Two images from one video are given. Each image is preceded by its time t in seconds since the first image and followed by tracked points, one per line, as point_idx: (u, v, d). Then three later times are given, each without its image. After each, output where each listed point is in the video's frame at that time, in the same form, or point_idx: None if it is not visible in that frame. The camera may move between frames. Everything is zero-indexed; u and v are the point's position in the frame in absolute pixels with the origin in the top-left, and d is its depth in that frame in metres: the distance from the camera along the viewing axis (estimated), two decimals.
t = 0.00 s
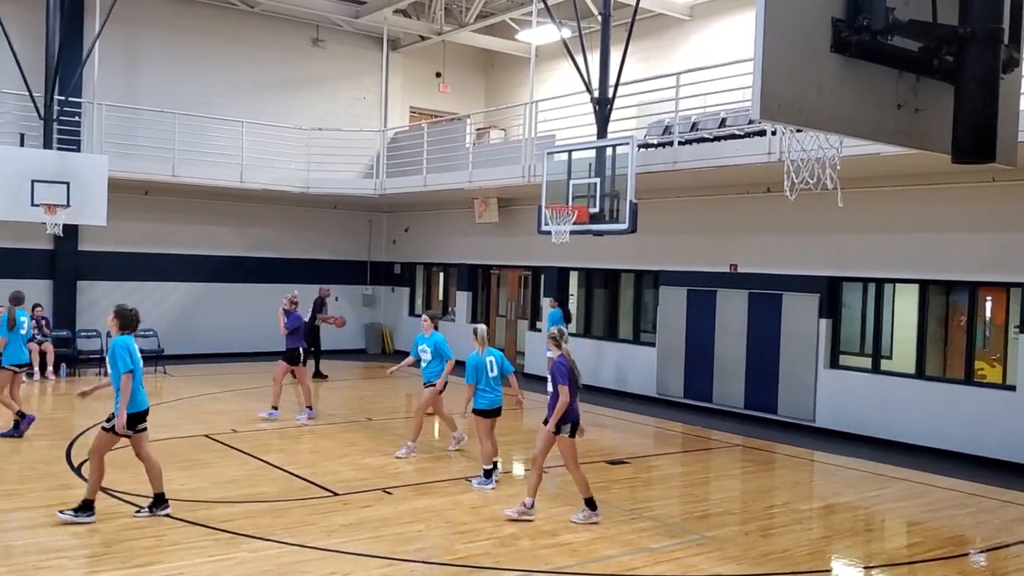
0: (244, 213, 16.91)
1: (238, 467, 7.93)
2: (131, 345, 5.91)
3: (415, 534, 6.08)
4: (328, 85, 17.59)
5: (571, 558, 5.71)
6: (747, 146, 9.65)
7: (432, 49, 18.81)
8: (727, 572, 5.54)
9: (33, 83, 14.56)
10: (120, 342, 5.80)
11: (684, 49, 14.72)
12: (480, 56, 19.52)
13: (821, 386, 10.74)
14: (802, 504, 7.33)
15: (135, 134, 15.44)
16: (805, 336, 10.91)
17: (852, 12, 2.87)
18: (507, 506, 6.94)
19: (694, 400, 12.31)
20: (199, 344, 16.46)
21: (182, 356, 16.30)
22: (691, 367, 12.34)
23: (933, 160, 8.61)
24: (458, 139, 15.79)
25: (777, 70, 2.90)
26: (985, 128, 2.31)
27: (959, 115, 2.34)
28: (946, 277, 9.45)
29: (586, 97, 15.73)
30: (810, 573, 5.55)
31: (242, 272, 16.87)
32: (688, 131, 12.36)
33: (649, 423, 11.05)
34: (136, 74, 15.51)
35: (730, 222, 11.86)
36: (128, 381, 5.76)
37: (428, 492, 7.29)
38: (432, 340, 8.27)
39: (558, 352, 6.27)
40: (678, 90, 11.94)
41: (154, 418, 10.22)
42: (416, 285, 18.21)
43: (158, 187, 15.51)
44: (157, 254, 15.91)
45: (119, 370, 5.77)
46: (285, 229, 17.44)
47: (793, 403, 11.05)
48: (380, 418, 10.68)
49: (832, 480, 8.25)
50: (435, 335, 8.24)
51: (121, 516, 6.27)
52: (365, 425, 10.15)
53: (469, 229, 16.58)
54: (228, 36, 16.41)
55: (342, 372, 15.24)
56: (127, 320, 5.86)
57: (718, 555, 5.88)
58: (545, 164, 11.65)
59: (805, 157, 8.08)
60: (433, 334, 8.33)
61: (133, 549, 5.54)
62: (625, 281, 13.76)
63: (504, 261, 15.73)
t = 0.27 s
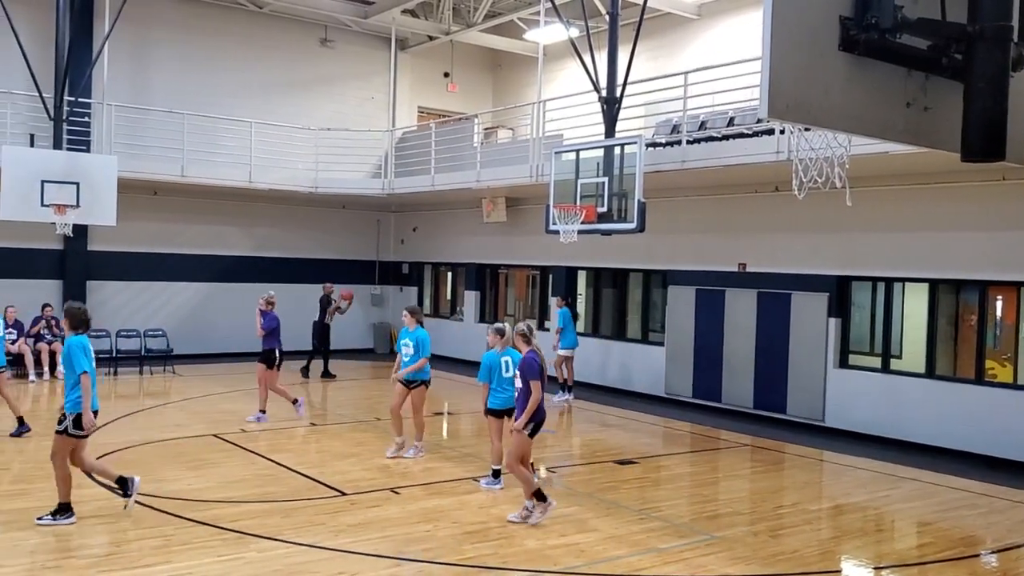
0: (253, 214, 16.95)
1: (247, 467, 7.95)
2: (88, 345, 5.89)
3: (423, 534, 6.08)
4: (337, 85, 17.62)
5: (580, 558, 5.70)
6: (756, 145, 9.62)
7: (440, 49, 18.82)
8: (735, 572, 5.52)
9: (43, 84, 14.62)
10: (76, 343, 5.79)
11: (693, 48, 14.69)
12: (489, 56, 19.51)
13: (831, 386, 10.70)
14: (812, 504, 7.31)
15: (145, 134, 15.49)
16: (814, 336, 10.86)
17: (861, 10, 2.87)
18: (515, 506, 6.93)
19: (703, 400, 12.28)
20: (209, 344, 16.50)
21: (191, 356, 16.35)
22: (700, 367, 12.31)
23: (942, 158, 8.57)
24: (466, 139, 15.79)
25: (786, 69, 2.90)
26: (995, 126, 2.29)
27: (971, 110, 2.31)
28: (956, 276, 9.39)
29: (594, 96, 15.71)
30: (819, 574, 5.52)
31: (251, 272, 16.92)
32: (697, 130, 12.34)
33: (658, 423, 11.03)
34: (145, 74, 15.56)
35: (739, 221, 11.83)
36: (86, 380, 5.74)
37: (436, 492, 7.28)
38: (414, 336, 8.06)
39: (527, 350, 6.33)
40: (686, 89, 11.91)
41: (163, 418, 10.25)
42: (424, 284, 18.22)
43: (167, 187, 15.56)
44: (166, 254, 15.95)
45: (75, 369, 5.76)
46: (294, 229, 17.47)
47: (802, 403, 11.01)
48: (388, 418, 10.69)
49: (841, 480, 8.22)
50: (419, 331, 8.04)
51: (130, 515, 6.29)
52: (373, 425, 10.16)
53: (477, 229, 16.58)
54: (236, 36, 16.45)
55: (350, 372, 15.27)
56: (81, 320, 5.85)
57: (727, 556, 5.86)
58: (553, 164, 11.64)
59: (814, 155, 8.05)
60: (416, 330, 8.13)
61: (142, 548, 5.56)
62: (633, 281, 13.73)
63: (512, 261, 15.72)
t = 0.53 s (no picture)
0: (259, 213, 16.97)
1: (253, 465, 7.96)
2: (47, 344, 5.72)
3: (429, 533, 6.08)
4: (344, 83, 17.64)
5: (586, 557, 5.69)
6: (763, 143, 9.59)
7: (447, 48, 18.83)
8: (742, 572, 5.51)
9: (50, 84, 14.65)
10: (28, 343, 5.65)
11: (699, 46, 14.66)
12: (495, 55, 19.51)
13: (838, 385, 10.67)
14: (819, 503, 7.28)
15: (152, 133, 15.52)
16: (821, 335, 10.83)
17: (868, 6, 2.84)
18: (521, 505, 6.92)
19: (710, 399, 12.26)
20: (216, 343, 16.53)
21: (198, 355, 16.38)
22: (707, 366, 12.29)
23: (949, 156, 8.53)
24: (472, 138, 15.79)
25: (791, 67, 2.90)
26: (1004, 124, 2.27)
27: (977, 110, 2.30)
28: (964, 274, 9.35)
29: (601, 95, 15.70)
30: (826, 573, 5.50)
31: (257, 271, 16.95)
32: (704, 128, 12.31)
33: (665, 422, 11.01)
34: (152, 74, 15.59)
35: (746, 220, 11.80)
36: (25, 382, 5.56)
37: (442, 491, 7.28)
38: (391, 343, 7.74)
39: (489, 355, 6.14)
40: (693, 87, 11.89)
41: (169, 417, 10.27)
42: (430, 283, 18.22)
43: (174, 186, 15.59)
44: (173, 253, 15.99)
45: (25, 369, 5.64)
46: (301, 228, 17.49)
47: (809, 402, 10.98)
48: (394, 416, 10.69)
49: (849, 479, 8.19)
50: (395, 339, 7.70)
51: (137, 514, 6.30)
52: (379, 424, 10.17)
53: (484, 228, 16.57)
54: (243, 35, 16.48)
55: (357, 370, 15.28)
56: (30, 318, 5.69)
57: (734, 555, 5.84)
58: (559, 163, 11.64)
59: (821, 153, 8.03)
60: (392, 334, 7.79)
61: (148, 547, 5.57)
62: (640, 280, 13.71)
63: (518, 260, 15.71)
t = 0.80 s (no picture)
0: (266, 212, 16.99)
1: (260, 464, 7.97)
2: None
3: (435, 531, 6.07)
4: (351, 82, 17.65)
5: (592, 556, 5.67)
6: (770, 140, 9.56)
7: (452, 46, 18.82)
8: (749, 571, 5.49)
9: (57, 84, 14.68)
10: None
11: (706, 43, 14.61)
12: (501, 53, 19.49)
13: (846, 383, 10.64)
14: (826, 502, 7.26)
15: (158, 132, 15.54)
16: (829, 333, 10.80)
17: (879, 2, 3.05)
18: (528, 504, 6.91)
19: (717, 397, 12.23)
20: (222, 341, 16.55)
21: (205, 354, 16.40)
22: (714, 365, 12.26)
23: (957, 154, 8.50)
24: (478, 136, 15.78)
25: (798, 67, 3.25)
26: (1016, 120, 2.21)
27: (988, 106, 2.26)
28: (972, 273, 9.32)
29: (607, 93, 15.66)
30: (834, 572, 5.48)
31: (264, 270, 16.97)
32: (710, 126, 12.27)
33: (672, 420, 10.99)
34: (159, 73, 15.62)
35: (753, 217, 11.76)
36: None
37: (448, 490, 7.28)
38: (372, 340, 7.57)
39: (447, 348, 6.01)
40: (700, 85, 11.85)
41: (176, 416, 10.29)
42: (436, 282, 18.20)
43: (181, 185, 15.60)
44: (180, 252, 16.01)
45: None
46: (307, 227, 17.50)
47: (816, 401, 10.95)
48: (401, 415, 10.69)
49: (856, 478, 8.16)
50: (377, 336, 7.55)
51: (143, 512, 6.31)
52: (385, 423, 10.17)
53: (490, 226, 16.56)
54: (249, 34, 16.49)
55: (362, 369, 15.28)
56: None
57: (741, 554, 5.83)
58: (566, 161, 11.62)
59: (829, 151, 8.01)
60: (372, 333, 7.62)
61: (154, 545, 5.57)
62: (646, 278, 13.68)
63: (525, 259, 15.68)
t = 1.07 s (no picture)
0: (274, 212, 17.02)
1: (267, 464, 7.98)
2: None
3: (443, 532, 6.08)
4: (358, 82, 17.67)
5: (600, 557, 5.67)
6: (777, 139, 9.53)
7: (459, 47, 18.82)
8: (758, 572, 5.47)
9: (66, 84, 14.74)
10: None
11: (713, 43, 14.58)
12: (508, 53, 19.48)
13: (854, 383, 10.60)
14: (835, 503, 7.23)
15: (166, 132, 15.59)
16: (837, 333, 10.77)
17: (881, 5, 3.53)
18: (535, 504, 6.90)
19: (724, 397, 12.21)
20: (231, 342, 16.59)
21: (214, 354, 16.44)
22: (721, 365, 12.23)
23: (965, 153, 8.45)
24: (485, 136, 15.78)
25: (804, 62, 3.52)
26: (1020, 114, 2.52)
27: (995, 104, 2.56)
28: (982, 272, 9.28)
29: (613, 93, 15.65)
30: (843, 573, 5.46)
31: (272, 270, 17.01)
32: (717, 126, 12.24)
33: (680, 420, 10.97)
34: (166, 74, 15.67)
35: (761, 217, 11.73)
36: None
37: (455, 490, 7.27)
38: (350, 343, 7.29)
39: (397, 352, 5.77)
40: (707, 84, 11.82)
41: (187, 416, 10.32)
42: (443, 282, 18.21)
43: (188, 186, 15.65)
44: (188, 253, 16.06)
45: None
46: (314, 228, 17.53)
47: (825, 401, 10.92)
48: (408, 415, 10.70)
49: (865, 478, 8.14)
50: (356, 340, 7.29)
51: (151, 512, 6.33)
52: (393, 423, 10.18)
53: (497, 226, 16.55)
54: (256, 35, 16.52)
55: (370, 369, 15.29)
56: None
57: (750, 554, 5.81)
58: (572, 161, 11.61)
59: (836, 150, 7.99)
60: (350, 336, 7.35)
61: (163, 546, 5.59)
62: (653, 278, 13.65)
63: (532, 258, 15.67)
